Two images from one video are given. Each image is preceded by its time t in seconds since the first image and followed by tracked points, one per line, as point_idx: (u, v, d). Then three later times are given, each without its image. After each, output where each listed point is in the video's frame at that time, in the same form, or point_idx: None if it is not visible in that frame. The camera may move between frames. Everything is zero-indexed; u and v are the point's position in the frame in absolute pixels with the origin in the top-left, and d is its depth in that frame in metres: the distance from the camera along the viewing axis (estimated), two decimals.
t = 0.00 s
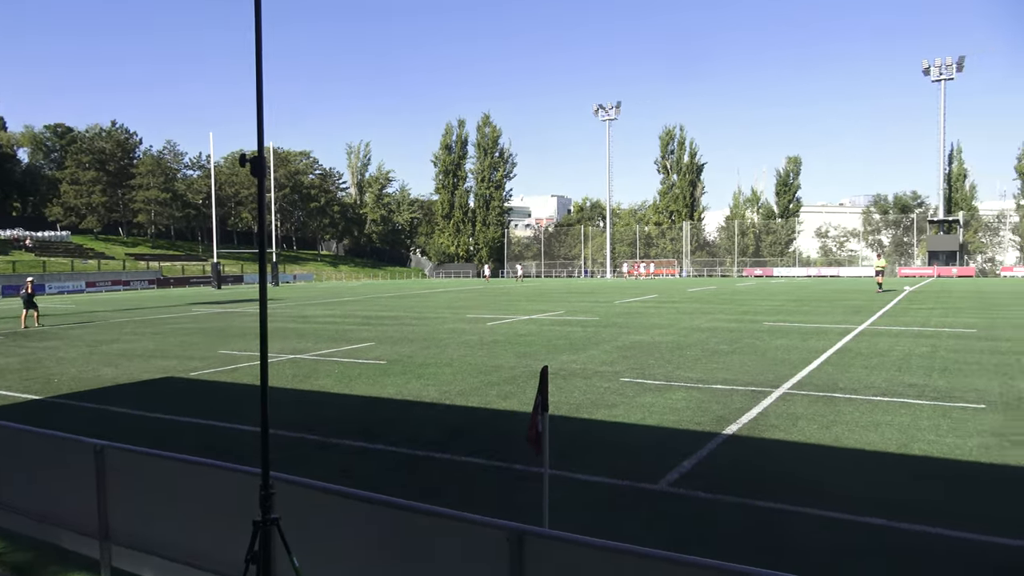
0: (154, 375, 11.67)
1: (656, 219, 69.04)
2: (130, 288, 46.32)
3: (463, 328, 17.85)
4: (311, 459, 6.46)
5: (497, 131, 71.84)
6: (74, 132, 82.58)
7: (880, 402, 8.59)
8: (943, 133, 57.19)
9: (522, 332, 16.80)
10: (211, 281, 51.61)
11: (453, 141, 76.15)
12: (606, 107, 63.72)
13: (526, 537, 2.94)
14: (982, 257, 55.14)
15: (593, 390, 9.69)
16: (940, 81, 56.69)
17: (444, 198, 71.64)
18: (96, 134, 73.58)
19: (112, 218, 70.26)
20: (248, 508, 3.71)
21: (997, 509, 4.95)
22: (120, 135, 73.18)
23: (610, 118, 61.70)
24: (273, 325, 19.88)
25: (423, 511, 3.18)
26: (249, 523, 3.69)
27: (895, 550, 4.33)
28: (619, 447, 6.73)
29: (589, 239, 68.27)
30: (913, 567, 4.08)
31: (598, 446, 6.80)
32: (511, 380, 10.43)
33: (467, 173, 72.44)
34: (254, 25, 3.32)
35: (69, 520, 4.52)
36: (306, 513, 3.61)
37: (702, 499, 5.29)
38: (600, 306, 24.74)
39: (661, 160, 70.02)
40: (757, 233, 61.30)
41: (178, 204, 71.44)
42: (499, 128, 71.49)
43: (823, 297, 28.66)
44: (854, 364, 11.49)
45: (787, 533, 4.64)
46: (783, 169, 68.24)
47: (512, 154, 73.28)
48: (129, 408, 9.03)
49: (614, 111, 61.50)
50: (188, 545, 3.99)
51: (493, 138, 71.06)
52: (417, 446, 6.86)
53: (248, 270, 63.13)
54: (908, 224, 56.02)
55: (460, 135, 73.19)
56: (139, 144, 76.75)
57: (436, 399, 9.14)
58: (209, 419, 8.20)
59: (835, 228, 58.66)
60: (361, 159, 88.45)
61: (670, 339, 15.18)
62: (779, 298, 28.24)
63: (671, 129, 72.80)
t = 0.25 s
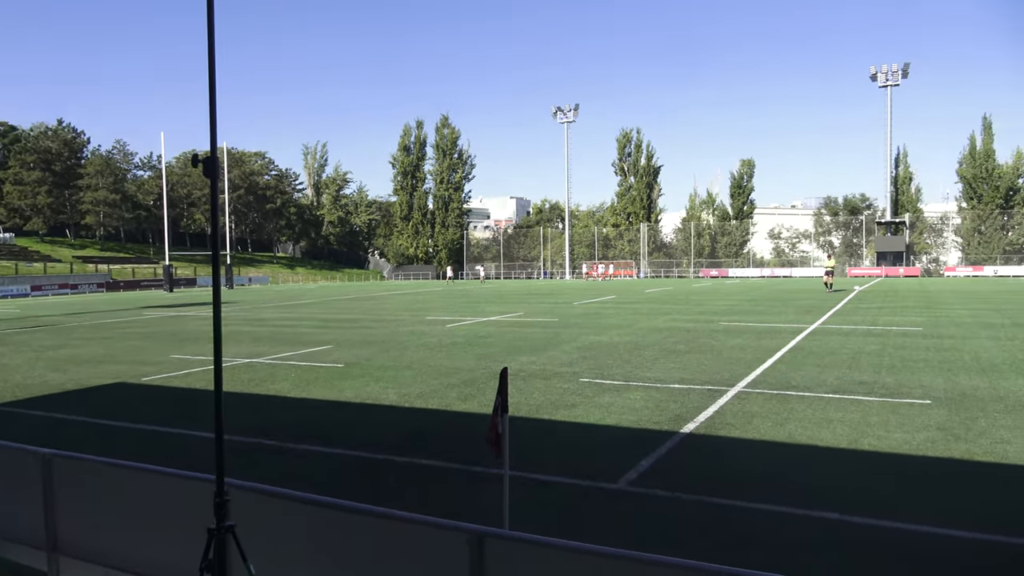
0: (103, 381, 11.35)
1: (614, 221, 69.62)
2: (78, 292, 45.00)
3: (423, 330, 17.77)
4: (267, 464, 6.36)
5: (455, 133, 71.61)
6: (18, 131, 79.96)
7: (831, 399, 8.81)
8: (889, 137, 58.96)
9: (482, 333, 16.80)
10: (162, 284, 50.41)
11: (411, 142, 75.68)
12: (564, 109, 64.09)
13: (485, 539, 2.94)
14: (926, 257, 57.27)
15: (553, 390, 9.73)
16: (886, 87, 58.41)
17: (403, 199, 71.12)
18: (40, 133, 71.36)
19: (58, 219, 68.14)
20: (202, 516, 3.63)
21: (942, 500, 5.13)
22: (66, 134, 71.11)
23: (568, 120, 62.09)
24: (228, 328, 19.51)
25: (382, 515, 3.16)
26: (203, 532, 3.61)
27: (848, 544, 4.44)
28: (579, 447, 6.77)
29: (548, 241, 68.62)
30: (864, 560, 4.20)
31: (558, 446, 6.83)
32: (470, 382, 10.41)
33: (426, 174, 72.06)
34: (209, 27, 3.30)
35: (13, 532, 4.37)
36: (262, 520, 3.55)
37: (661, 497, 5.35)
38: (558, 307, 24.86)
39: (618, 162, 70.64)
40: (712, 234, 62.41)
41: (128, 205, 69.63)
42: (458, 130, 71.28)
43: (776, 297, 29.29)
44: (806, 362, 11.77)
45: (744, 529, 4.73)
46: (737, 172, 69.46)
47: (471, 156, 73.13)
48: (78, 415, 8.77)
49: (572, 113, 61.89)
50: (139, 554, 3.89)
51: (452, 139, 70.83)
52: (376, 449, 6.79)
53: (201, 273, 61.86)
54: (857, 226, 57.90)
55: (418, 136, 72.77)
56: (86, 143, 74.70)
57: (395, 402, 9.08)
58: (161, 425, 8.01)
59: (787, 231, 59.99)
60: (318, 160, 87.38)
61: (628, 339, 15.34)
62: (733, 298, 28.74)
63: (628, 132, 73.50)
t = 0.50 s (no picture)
0: (52, 387, 10.99)
1: (575, 223, 69.94)
2: (26, 296, 43.61)
3: (384, 333, 17.62)
4: (226, 471, 6.24)
5: (416, 134, 71.22)
6: None
7: (789, 398, 8.98)
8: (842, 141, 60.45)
9: (444, 336, 16.72)
10: (115, 287, 49.21)
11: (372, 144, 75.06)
12: (526, 111, 64.28)
13: (447, 542, 2.94)
14: (878, 257, 59.01)
15: (515, 392, 9.73)
16: (839, 92, 59.84)
17: (363, 201, 70.39)
18: None
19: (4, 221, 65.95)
20: (157, 524, 3.56)
21: (895, 495, 5.26)
22: (13, 135, 69.47)
23: (529, 122, 62.29)
24: (183, 333, 19.08)
25: (343, 519, 3.13)
26: (159, 540, 3.54)
27: (806, 538, 4.53)
28: (541, 449, 6.79)
29: (510, 243, 68.84)
30: (818, 554, 4.28)
31: (522, 449, 6.85)
32: (433, 385, 10.35)
33: (387, 176, 71.52)
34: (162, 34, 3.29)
35: None
36: (220, 527, 3.49)
37: (623, 497, 5.40)
38: (521, 309, 24.92)
39: (579, 164, 71.03)
40: (672, 236, 63.28)
41: (79, 207, 67.73)
42: (419, 131, 70.89)
43: (734, 298, 29.79)
44: (763, 361, 12.00)
45: (706, 526, 4.78)
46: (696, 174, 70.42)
47: (432, 158, 72.78)
48: (25, 423, 8.49)
49: (533, 115, 62.11)
50: (93, 565, 3.78)
51: (413, 141, 70.40)
52: (339, 454, 6.72)
53: (156, 276, 60.46)
54: (811, 227, 59.19)
55: (379, 137, 72.21)
56: (34, 144, 72.99)
57: (356, 406, 8.98)
58: (114, 433, 7.80)
59: (744, 232, 61.99)
60: (276, 161, 86.16)
61: (590, 340, 15.43)
62: (693, 299, 29.12)
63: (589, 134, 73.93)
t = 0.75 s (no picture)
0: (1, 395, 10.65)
1: (538, 225, 70.13)
2: None
3: (346, 336, 17.46)
4: (183, 478, 6.12)
5: (378, 136, 70.69)
6: None
7: (747, 397, 9.14)
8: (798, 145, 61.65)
9: (407, 339, 16.64)
10: (67, 291, 47.92)
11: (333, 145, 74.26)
12: (488, 113, 64.32)
13: (411, 547, 2.94)
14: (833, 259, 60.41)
15: (479, 395, 9.73)
16: (795, 98, 61.06)
17: (324, 203, 69.59)
18: None
19: None
20: (113, 534, 3.48)
21: (851, 491, 5.40)
22: None
23: (491, 125, 62.35)
24: (139, 337, 18.66)
25: (305, 527, 3.11)
26: (114, 551, 3.46)
27: (766, 535, 4.62)
28: (505, 451, 6.80)
29: (473, 245, 68.99)
30: (779, 550, 4.37)
31: (484, 451, 6.84)
32: (396, 388, 10.30)
33: (348, 178, 70.84)
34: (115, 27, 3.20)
35: None
36: (177, 536, 3.43)
37: (586, 498, 5.43)
38: (483, 311, 24.91)
39: (542, 167, 71.25)
40: (633, 238, 64.08)
41: (28, 209, 65.76)
42: (381, 133, 70.40)
43: (695, 299, 30.20)
44: (723, 361, 12.19)
45: (669, 525, 4.84)
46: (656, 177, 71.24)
47: (394, 160, 72.29)
48: None
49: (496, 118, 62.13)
50: None
51: (375, 142, 69.82)
52: (300, 459, 6.63)
53: (110, 279, 59.02)
54: (769, 230, 60.79)
55: (340, 139, 71.51)
56: None
57: (318, 410, 8.88)
58: (66, 441, 7.59)
59: (705, 234, 62.23)
60: (235, 163, 84.79)
61: (553, 342, 15.50)
62: (654, 301, 29.45)
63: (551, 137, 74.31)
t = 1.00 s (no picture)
0: None
1: (499, 228, 70.09)
2: None
3: (305, 340, 17.23)
4: (136, 487, 5.97)
5: (337, 138, 69.91)
6: None
7: (706, 397, 9.28)
8: (754, 149, 62.75)
9: (367, 342, 16.48)
10: (14, 297, 46.38)
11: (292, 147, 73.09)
12: (448, 116, 64.23)
13: (373, 553, 2.93)
14: (787, 261, 61.67)
15: (441, 398, 9.68)
16: (751, 103, 62.13)
17: (282, 206, 68.54)
18: None
19: None
20: (63, 546, 3.38)
21: (807, 488, 5.52)
22: None
23: (452, 127, 62.31)
24: (90, 343, 18.13)
25: (263, 534, 3.07)
26: (66, 561, 3.36)
27: (726, 533, 4.69)
28: (466, 454, 6.80)
29: (434, 248, 68.84)
30: (739, 548, 4.44)
31: (446, 455, 6.82)
32: (356, 392, 10.19)
33: (306, 180, 69.93)
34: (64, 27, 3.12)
35: None
36: (132, 546, 3.34)
37: (549, 499, 5.45)
38: (445, 314, 24.81)
39: (502, 170, 71.27)
40: (594, 241, 64.98)
41: None
42: (340, 135, 69.64)
43: (655, 300, 30.52)
44: (682, 362, 12.33)
45: (631, 525, 4.89)
46: (616, 180, 71.96)
47: (354, 162, 71.58)
48: None
49: (456, 120, 61.99)
50: None
51: (334, 144, 68.99)
52: (257, 466, 6.52)
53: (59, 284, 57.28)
54: (726, 232, 61.79)
55: (298, 140, 70.53)
56: None
57: (276, 416, 8.74)
58: (12, 450, 7.34)
59: (664, 237, 63.28)
60: (190, 164, 83.16)
61: (515, 344, 15.51)
62: (614, 303, 29.68)
63: (512, 140, 74.42)
